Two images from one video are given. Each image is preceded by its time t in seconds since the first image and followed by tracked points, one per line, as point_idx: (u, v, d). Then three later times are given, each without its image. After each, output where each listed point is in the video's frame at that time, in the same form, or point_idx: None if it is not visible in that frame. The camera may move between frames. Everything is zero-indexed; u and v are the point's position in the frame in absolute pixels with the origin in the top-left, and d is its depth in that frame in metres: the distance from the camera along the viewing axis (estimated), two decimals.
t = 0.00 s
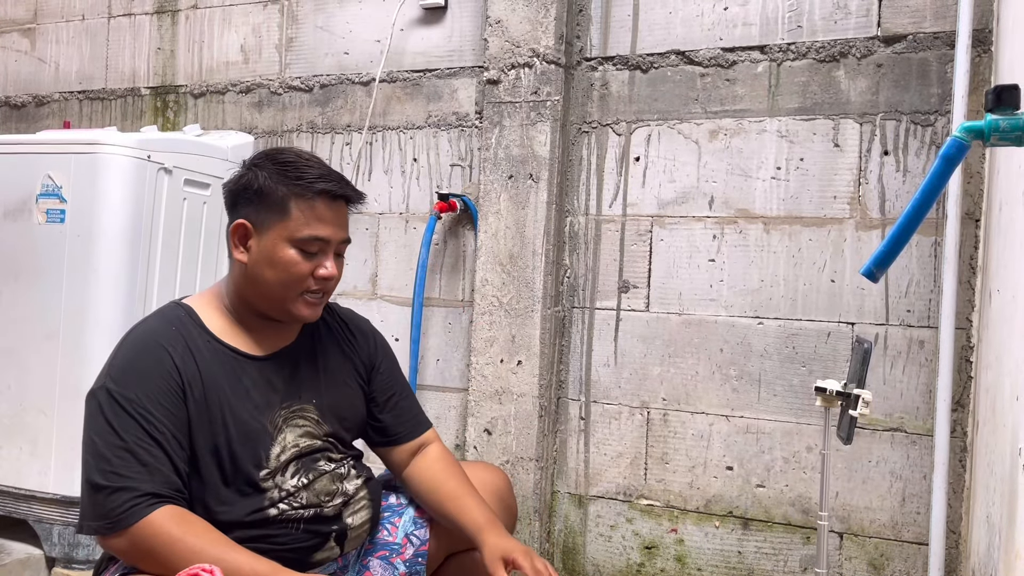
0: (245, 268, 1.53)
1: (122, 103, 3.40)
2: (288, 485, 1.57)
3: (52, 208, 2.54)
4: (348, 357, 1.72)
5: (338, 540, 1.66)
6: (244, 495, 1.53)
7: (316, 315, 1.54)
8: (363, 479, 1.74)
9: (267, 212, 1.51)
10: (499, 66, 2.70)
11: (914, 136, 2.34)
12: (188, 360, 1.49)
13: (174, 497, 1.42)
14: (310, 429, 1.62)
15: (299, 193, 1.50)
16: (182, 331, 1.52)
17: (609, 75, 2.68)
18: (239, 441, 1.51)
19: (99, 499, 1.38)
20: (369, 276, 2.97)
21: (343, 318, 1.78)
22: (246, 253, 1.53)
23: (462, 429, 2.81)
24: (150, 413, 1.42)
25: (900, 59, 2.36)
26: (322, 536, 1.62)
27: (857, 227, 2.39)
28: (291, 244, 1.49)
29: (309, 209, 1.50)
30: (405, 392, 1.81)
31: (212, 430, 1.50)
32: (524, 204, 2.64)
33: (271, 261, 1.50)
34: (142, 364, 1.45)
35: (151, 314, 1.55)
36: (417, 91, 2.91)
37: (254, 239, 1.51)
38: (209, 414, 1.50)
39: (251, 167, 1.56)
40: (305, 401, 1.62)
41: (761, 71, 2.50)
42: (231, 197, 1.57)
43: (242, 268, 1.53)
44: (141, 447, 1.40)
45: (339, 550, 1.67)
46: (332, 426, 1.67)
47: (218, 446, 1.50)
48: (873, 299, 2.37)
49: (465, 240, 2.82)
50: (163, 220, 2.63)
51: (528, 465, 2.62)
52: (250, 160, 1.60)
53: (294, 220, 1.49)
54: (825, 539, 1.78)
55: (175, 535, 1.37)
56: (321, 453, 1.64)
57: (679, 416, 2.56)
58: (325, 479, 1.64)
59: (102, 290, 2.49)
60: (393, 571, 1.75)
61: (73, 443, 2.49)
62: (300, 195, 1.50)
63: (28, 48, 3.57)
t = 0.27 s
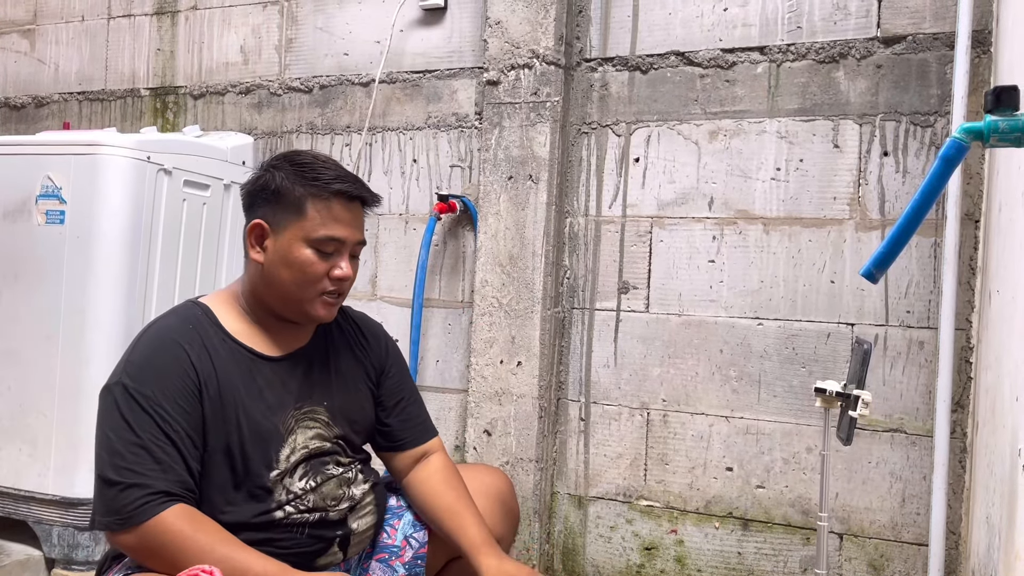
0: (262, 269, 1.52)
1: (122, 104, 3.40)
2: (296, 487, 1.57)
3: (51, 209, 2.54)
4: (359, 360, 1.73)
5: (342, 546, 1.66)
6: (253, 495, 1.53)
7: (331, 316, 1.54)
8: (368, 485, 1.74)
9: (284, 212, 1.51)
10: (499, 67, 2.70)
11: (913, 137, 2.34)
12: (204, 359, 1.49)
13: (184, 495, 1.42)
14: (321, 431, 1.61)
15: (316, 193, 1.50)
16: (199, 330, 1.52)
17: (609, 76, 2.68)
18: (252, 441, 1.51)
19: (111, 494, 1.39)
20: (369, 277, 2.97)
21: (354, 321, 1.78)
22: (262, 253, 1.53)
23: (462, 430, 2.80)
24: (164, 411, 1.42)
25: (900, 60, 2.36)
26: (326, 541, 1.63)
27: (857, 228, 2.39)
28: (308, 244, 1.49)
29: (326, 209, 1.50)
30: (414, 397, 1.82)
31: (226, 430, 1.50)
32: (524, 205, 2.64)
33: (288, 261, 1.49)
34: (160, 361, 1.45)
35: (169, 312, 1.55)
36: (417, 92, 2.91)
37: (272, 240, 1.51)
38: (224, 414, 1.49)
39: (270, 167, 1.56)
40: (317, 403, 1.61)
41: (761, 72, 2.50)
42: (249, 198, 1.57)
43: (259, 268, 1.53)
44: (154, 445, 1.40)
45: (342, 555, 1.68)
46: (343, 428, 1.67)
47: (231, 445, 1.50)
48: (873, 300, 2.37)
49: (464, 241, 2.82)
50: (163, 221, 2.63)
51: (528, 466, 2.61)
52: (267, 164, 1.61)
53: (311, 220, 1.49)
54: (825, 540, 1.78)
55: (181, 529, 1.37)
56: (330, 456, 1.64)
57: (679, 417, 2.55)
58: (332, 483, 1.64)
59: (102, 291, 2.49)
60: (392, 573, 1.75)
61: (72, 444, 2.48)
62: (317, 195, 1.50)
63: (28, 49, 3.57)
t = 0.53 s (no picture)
0: (278, 275, 1.52)
1: (122, 105, 3.41)
2: (304, 490, 1.57)
3: (51, 210, 2.54)
4: (368, 362, 1.73)
5: (346, 552, 1.68)
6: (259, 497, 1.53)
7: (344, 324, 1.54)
8: (376, 490, 1.74)
9: (302, 219, 1.50)
10: (498, 69, 2.71)
11: (912, 138, 2.35)
12: (216, 361, 1.49)
13: (188, 495, 1.42)
14: (330, 433, 1.61)
15: (336, 203, 1.49)
16: (212, 331, 1.52)
17: (608, 77, 2.68)
18: (260, 444, 1.51)
19: (114, 492, 1.39)
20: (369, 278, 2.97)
21: (363, 322, 1.79)
22: (279, 259, 1.52)
23: (461, 431, 2.81)
24: (173, 412, 1.42)
25: (899, 62, 2.36)
26: (330, 550, 1.64)
27: (856, 229, 2.39)
28: (325, 253, 1.48)
29: (344, 218, 1.49)
30: (420, 399, 1.83)
31: (235, 432, 1.50)
32: (523, 206, 2.64)
33: (304, 269, 1.49)
34: (172, 362, 1.45)
35: (182, 310, 1.55)
36: (416, 93, 2.92)
37: (289, 246, 1.51)
38: (233, 415, 1.49)
39: (289, 172, 1.55)
40: (327, 404, 1.61)
41: (760, 73, 2.50)
42: (267, 203, 1.56)
43: (275, 273, 1.53)
44: (161, 445, 1.40)
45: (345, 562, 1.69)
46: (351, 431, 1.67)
47: (240, 447, 1.50)
48: (872, 301, 2.37)
49: (464, 242, 2.82)
50: (162, 222, 2.64)
51: (527, 467, 2.61)
52: (286, 168, 1.59)
53: (328, 228, 1.48)
54: (823, 541, 1.78)
55: (186, 531, 1.38)
56: (339, 459, 1.64)
57: (678, 418, 2.56)
58: (339, 488, 1.64)
59: (101, 292, 2.49)
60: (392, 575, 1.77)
61: (71, 445, 2.48)
62: (336, 205, 1.49)
63: (28, 50, 3.57)
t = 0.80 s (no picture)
0: (290, 281, 1.52)
1: (121, 106, 3.41)
2: (311, 494, 1.58)
3: (51, 211, 2.54)
4: (375, 364, 1.73)
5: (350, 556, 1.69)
6: (268, 501, 1.54)
7: (354, 331, 1.54)
8: (380, 494, 1.75)
9: (317, 227, 1.49)
10: (497, 70, 2.71)
11: (911, 139, 2.35)
12: (230, 364, 1.49)
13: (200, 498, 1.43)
14: (338, 436, 1.62)
15: (350, 212, 1.48)
16: (225, 334, 1.51)
17: (608, 79, 2.69)
18: (272, 448, 1.52)
19: (127, 494, 1.39)
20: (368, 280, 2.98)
21: (369, 323, 1.79)
22: (292, 265, 1.52)
23: (461, 433, 2.81)
24: (187, 415, 1.42)
25: (898, 63, 2.37)
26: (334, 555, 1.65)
27: (855, 230, 2.39)
28: (338, 261, 1.48)
29: (358, 227, 1.49)
30: (427, 400, 1.83)
31: (247, 436, 1.50)
32: (523, 207, 2.64)
33: (317, 276, 1.49)
34: (186, 364, 1.44)
35: (194, 312, 1.54)
36: (416, 94, 2.92)
37: (302, 253, 1.50)
38: (245, 419, 1.50)
39: (303, 179, 1.55)
40: (336, 408, 1.62)
41: (759, 74, 2.50)
42: (281, 209, 1.56)
43: (287, 279, 1.53)
44: (175, 448, 1.40)
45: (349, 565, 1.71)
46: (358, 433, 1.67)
47: (251, 451, 1.50)
48: (871, 302, 2.38)
49: (463, 243, 2.82)
50: (162, 223, 2.64)
51: (527, 469, 2.61)
52: (300, 174, 1.59)
53: (343, 237, 1.48)
54: (823, 542, 1.78)
55: (204, 530, 1.39)
56: (347, 463, 1.64)
57: (677, 419, 2.56)
58: (345, 492, 1.65)
59: (101, 293, 2.49)
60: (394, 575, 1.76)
61: (71, 447, 2.48)
62: (351, 214, 1.49)
63: (27, 51, 3.57)
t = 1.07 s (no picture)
0: (295, 281, 1.52)
1: (121, 107, 3.41)
2: (313, 496, 1.58)
3: (50, 213, 2.54)
4: (377, 367, 1.74)
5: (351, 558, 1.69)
6: (270, 503, 1.54)
7: (360, 329, 1.54)
8: (380, 496, 1.75)
9: (320, 225, 1.50)
10: (497, 72, 2.71)
11: (910, 141, 2.35)
12: (234, 366, 1.49)
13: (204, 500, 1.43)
14: (341, 439, 1.62)
15: (353, 209, 1.49)
16: (229, 336, 1.52)
17: (607, 80, 2.69)
18: (275, 450, 1.52)
19: (131, 495, 1.39)
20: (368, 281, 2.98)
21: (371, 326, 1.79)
22: (296, 265, 1.52)
23: (460, 434, 2.81)
24: (191, 417, 1.42)
25: (897, 65, 2.37)
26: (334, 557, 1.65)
27: (854, 231, 2.39)
28: (343, 258, 1.49)
29: (361, 225, 1.49)
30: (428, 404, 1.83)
31: (251, 438, 1.50)
32: (522, 208, 2.64)
33: (322, 274, 1.49)
34: (190, 366, 1.45)
35: (199, 313, 1.54)
36: (415, 96, 2.92)
37: (306, 252, 1.50)
38: (249, 421, 1.50)
39: (305, 178, 1.56)
40: (338, 411, 1.62)
41: (758, 76, 2.51)
42: (283, 209, 1.56)
43: (292, 279, 1.53)
44: (179, 450, 1.40)
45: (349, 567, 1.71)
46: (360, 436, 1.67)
47: (255, 453, 1.50)
48: (870, 303, 2.38)
49: (462, 244, 2.82)
50: (161, 225, 2.64)
51: (526, 470, 2.62)
52: (304, 175, 1.60)
53: (347, 235, 1.48)
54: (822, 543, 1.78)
55: (206, 536, 1.39)
56: (349, 465, 1.64)
57: (677, 420, 2.56)
58: (346, 495, 1.65)
59: (101, 294, 2.49)
60: None
61: (71, 448, 2.48)
62: (354, 211, 1.49)
63: (27, 53, 3.57)
